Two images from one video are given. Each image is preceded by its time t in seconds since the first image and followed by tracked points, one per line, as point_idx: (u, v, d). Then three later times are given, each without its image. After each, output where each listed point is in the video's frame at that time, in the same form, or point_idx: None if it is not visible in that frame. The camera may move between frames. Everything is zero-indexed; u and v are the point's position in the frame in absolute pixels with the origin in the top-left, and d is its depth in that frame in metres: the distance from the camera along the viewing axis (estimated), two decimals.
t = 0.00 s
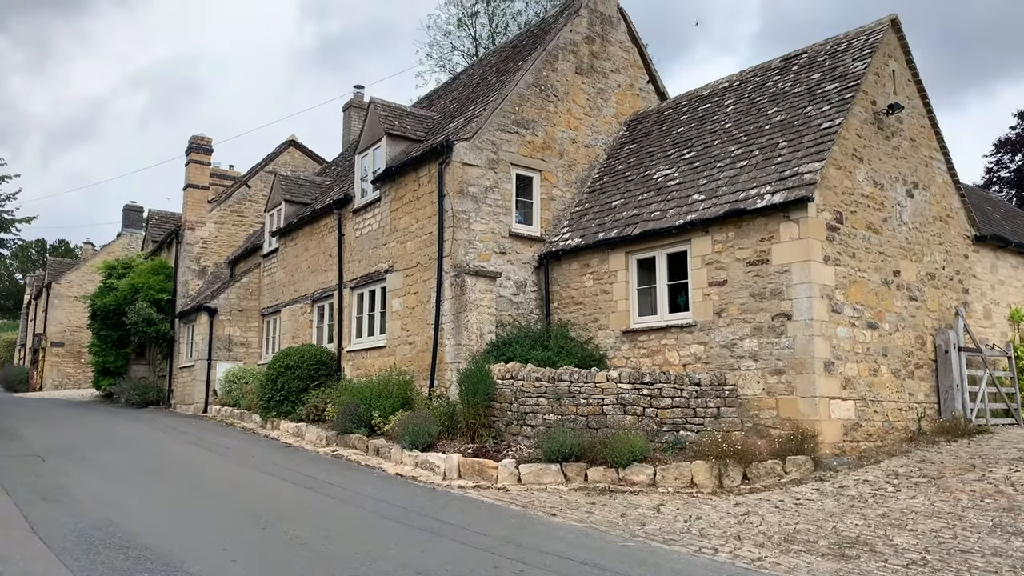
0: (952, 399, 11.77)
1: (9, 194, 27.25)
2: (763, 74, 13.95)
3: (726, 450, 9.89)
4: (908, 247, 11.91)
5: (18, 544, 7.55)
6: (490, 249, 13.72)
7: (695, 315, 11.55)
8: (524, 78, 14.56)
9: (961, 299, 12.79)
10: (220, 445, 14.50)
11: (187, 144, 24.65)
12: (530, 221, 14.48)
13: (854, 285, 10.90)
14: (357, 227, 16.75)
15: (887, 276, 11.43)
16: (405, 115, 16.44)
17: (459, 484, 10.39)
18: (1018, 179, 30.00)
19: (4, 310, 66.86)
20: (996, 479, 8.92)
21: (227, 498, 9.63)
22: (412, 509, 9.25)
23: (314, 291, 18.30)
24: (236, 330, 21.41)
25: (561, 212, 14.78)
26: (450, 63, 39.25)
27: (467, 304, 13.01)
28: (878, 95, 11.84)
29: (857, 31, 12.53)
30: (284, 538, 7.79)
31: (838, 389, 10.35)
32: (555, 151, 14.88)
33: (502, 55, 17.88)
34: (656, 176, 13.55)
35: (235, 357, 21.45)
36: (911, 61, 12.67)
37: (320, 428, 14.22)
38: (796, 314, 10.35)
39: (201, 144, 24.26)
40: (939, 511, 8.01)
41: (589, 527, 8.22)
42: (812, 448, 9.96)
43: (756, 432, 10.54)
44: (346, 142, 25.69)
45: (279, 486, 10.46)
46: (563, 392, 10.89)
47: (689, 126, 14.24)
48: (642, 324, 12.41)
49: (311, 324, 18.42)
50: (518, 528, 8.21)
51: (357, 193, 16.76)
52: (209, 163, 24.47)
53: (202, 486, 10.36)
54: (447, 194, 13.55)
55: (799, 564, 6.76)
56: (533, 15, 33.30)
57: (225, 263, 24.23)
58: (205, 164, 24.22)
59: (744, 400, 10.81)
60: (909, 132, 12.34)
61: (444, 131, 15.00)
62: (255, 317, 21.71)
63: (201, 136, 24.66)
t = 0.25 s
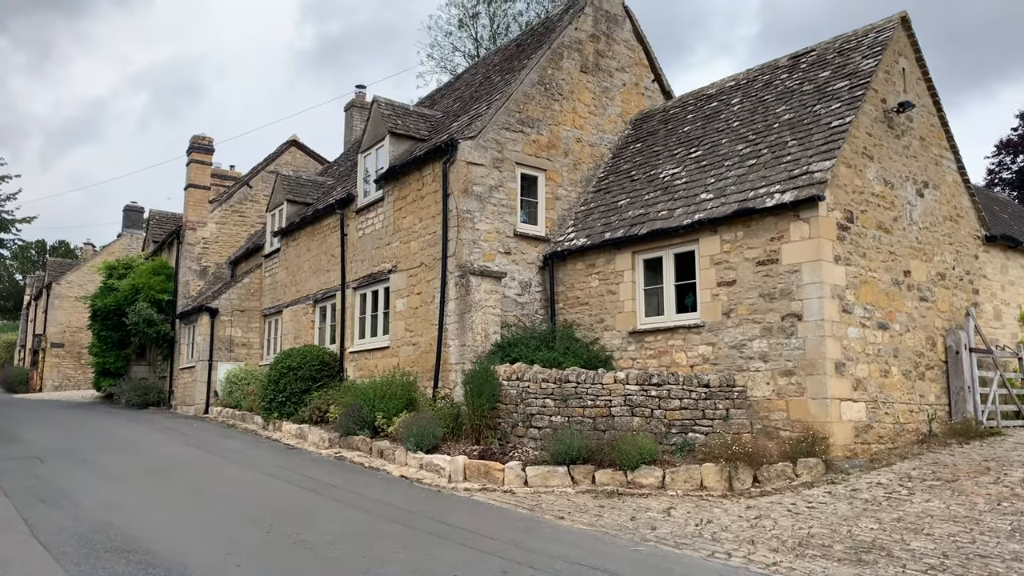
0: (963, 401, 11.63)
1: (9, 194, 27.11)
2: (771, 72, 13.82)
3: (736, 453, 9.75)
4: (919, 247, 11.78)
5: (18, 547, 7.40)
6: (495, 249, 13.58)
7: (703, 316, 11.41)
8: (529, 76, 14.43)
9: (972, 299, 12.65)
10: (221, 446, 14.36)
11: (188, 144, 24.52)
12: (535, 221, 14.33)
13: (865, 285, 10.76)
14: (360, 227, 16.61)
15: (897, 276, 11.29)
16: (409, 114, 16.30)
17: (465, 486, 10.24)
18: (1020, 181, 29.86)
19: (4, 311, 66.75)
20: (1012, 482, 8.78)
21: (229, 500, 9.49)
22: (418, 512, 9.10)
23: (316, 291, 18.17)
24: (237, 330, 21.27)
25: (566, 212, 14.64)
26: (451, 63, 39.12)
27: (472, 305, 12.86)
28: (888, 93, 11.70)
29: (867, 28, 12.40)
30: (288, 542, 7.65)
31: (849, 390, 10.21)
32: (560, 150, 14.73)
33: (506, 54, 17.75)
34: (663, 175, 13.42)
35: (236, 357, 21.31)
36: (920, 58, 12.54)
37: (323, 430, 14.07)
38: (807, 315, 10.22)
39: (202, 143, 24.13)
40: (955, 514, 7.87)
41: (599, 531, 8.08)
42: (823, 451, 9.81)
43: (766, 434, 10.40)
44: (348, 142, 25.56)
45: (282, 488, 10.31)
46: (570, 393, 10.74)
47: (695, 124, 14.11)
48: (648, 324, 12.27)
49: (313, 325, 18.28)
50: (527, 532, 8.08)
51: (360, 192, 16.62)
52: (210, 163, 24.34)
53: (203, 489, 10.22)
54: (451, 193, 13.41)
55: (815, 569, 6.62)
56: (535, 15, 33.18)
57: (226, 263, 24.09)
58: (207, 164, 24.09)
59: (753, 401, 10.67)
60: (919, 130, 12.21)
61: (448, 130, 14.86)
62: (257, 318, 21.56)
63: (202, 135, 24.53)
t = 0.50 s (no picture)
0: (986, 403, 11.37)
1: (9, 192, 26.83)
2: (787, 67, 13.56)
3: (757, 457, 9.49)
4: (940, 246, 11.51)
5: (20, 555, 7.15)
6: (505, 247, 13.30)
7: (721, 316, 11.15)
8: (539, 72, 14.15)
9: (993, 299, 12.39)
10: (224, 447, 14.12)
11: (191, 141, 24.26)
12: (546, 218, 14.05)
13: (887, 285, 10.49)
14: (366, 225, 16.33)
15: (919, 276, 11.03)
16: (416, 110, 16.03)
17: (478, 490, 9.97)
18: None
19: (4, 310, 66.50)
20: None
21: (235, 504, 9.25)
22: (430, 517, 8.84)
23: (321, 290, 17.91)
24: (240, 330, 21.01)
25: (577, 209, 14.35)
26: (453, 61, 38.83)
27: (482, 304, 12.58)
28: (909, 89, 11.43)
29: (887, 22, 12.13)
30: (299, 550, 7.39)
31: (872, 393, 9.94)
32: (571, 147, 14.45)
33: (514, 50, 17.48)
34: (677, 172, 13.16)
35: (239, 357, 21.05)
36: (941, 53, 12.27)
37: (329, 432, 13.81)
38: (828, 315, 9.96)
39: (204, 140, 23.85)
40: (989, 523, 7.62)
41: (619, 539, 7.81)
42: (846, 455, 9.55)
43: (786, 437, 10.13)
44: (352, 139, 25.30)
45: (290, 491, 10.05)
46: (584, 396, 10.48)
47: (709, 120, 13.85)
48: (663, 324, 12.00)
49: (318, 324, 18.03)
50: (544, 539, 7.83)
51: (366, 190, 16.35)
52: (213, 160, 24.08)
53: (209, 492, 9.98)
54: (461, 190, 13.13)
55: None
56: (538, 13, 32.90)
57: (229, 261, 23.82)
58: (209, 161, 23.82)
59: (772, 404, 10.41)
60: (940, 126, 11.94)
61: (457, 126, 14.59)
62: (261, 317, 21.30)
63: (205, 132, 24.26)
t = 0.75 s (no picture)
0: (1007, 402, 11.17)
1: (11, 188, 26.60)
2: (802, 60, 13.34)
3: (778, 457, 9.27)
4: (961, 241, 11.30)
5: (24, 557, 6.93)
6: (515, 243, 13.06)
7: (737, 313, 10.94)
8: (550, 65, 13.93)
9: (1013, 296, 12.19)
10: (229, 445, 13.92)
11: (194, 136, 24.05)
12: (556, 214, 13.81)
13: (908, 281, 10.28)
14: (373, 221, 16.11)
15: (940, 272, 10.81)
16: (423, 104, 15.80)
17: (491, 491, 9.76)
18: None
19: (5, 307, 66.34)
20: None
21: (243, 504, 9.05)
22: (444, 518, 8.62)
23: (327, 287, 17.71)
24: (245, 327, 20.80)
25: (588, 205, 14.11)
26: (455, 58, 38.59)
27: (493, 301, 12.35)
28: (930, 81, 11.21)
29: (906, 13, 11.91)
30: (312, 552, 7.17)
31: (894, 391, 9.73)
32: (581, 141, 14.22)
33: (522, 43, 17.25)
34: (690, 166, 12.95)
35: (244, 354, 20.84)
36: (961, 45, 12.04)
37: (337, 430, 13.60)
38: (849, 312, 9.75)
39: (208, 136, 23.65)
40: (1021, 525, 7.41)
41: (640, 541, 7.60)
42: (868, 455, 9.34)
43: (806, 437, 9.91)
44: (356, 135, 25.08)
45: (299, 491, 9.82)
46: (599, 394, 10.27)
47: (723, 114, 13.64)
48: (677, 322, 11.79)
49: (324, 321, 17.83)
50: (562, 541, 7.62)
51: (373, 185, 16.13)
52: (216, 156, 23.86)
53: (216, 491, 9.78)
54: (470, 185, 12.90)
55: None
56: (541, 10, 32.66)
57: (233, 258, 23.59)
58: (213, 157, 23.60)
59: (791, 402, 10.19)
60: (960, 120, 11.72)
61: (465, 120, 14.36)
62: (265, 314, 21.09)
63: (208, 128, 24.04)
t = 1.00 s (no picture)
0: None
1: (14, 182, 26.32)
2: (824, 50, 13.04)
3: (808, 456, 8.98)
4: (991, 234, 11.01)
5: (33, 560, 6.66)
6: (531, 237, 12.75)
7: (762, 308, 10.67)
8: (566, 55, 13.63)
9: None
10: (237, 442, 13.65)
11: (200, 130, 23.81)
12: (572, 207, 13.50)
13: (940, 275, 9.99)
14: (384, 215, 15.82)
15: (971, 266, 10.53)
16: (435, 96, 15.49)
17: (511, 490, 9.47)
18: None
19: (9, 303, 66.25)
20: None
21: (256, 503, 8.79)
22: (465, 518, 8.35)
23: (336, 282, 17.45)
24: (252, 323, 20.53)
25: (604, 197, 13.81)
26: (459, 53, 38.28)
27: (509, 296, 12.05)
28: (959, 70, 10.90)
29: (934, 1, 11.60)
30: (331, 554, 6.89)
31: (926, 388, 9.44)
32: (597, 133, 13.92)
33: (534, 34, 16.96)
34: (710, 158, 12.67)
35: (251, 350, 20.58)
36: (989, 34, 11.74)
37: (349, 428, 13.34)
38: (880, 307, 9.47)
39: (214, 129, 23.40)
40: None
41: (671, 543, 7.32)
42: (901, 454, 9.06)
43: (834, 435, 9.64)
44: (363, 129, 24.80)
45: (313, 490, 9.54)
46: (621, 391, 9.99)
47: (743, 105, 13.35)
48: (698, 317, 11.51)
49: (333, 317, 17.58)
50: (590, 543, 7.34)
51: (383, 178, 15.84)
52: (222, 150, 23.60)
53: (227, 490, 9.51)
54: (485, 177, 12.59)
55: None
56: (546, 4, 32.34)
57: (239, 253, 23.32)
58: (218, 151, 23.33)
59: (819, 400, 9.92)
60: (990, 110, 11.42)
61: (479, 111, 14.06)
62: (272, 309, 20.83)
63: (214, 121, 23.77)
